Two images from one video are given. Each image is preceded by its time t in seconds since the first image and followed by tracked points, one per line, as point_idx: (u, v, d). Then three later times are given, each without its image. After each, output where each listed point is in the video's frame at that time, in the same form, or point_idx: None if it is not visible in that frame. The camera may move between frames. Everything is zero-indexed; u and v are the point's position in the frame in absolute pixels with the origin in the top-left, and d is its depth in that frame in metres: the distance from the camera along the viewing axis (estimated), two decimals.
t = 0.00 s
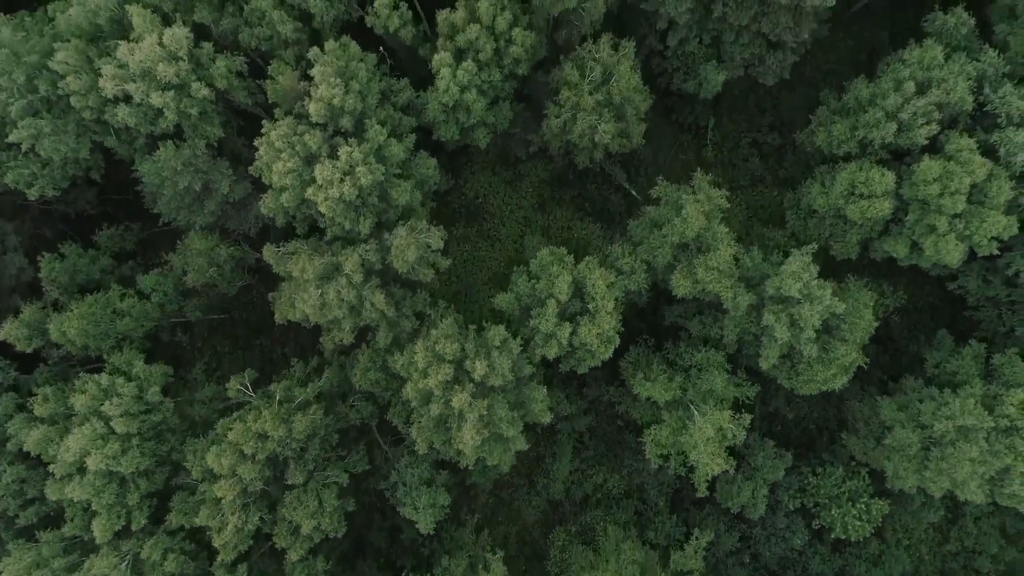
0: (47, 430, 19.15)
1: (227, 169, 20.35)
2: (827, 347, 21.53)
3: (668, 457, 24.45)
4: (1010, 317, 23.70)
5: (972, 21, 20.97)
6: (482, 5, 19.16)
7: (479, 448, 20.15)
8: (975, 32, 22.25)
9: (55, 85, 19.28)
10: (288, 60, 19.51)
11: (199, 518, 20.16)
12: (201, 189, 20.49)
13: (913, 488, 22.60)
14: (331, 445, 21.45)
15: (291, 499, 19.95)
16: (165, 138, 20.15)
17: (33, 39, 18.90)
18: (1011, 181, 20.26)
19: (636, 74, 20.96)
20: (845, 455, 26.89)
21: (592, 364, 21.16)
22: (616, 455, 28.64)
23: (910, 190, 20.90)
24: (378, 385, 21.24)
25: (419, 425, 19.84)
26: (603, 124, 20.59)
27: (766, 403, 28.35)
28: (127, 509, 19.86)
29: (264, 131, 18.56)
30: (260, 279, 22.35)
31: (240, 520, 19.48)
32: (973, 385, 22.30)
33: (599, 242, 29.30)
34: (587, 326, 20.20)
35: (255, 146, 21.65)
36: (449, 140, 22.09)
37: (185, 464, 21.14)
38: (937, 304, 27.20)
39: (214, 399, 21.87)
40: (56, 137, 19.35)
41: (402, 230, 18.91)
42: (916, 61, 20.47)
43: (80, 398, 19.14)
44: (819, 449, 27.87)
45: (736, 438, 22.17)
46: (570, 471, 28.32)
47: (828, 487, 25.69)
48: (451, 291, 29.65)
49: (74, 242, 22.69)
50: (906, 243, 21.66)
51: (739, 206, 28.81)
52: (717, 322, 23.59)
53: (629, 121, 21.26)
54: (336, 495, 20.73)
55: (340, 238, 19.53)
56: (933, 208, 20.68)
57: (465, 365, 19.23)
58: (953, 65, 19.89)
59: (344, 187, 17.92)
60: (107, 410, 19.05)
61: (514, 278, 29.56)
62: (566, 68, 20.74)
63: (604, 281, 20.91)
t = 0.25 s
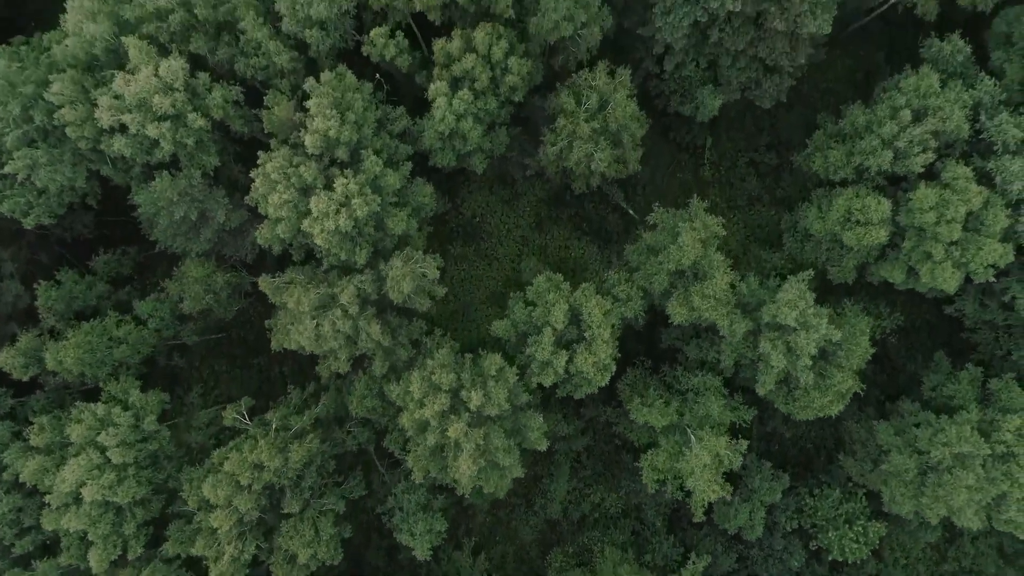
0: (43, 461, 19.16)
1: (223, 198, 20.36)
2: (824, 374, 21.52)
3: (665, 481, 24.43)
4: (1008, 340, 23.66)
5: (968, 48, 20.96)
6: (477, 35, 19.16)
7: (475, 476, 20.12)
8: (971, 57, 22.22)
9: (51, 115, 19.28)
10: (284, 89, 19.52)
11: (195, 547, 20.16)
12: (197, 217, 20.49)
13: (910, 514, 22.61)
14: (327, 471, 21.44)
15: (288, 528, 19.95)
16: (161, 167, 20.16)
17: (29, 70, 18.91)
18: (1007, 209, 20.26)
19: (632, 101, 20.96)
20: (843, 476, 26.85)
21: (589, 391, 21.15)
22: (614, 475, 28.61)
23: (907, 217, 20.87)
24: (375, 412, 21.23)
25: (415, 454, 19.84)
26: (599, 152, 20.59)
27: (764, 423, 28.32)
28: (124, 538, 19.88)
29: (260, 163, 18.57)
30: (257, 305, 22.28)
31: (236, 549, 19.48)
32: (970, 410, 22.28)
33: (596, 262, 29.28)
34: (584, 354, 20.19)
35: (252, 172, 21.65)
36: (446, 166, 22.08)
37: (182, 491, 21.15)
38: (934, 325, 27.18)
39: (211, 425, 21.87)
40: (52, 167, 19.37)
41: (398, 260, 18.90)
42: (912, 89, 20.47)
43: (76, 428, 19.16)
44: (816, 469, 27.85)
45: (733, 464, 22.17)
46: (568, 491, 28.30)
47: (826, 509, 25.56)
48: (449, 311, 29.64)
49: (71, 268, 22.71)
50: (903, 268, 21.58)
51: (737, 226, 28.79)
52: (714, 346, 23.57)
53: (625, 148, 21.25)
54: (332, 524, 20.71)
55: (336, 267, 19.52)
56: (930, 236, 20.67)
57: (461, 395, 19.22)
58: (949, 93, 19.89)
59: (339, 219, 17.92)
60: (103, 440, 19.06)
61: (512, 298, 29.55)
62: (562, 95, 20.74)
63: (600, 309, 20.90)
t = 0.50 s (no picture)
0: (39, 487, 19.19)
1: (220, 223, 20.39)
2: (821, 396, 21.51)
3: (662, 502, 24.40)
4: (1005, 361, 23.63)
5: (965, 72, 20.97)
6: (474, 62, 19.19)
7: (471, 501, 20.11)
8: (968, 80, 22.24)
9: (47, 141, 19.29)
10: (281, 115, 19.55)
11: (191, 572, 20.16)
12: (194, 243, 20.50)
13: (907, 536, 22.61)
14: (324, 495, 21.44)
15: (284, 553, 19.95)
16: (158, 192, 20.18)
17: (25, 96, 18.94)
18: (1004, 233, 20.26)
19: (629, 125, 20.99)
20: (841, 495, 26.80)
21: (585, 415, 21.14)
22: (612, 492, 28.56)
23: (903, 241, 20.87)
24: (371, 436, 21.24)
25: (412, 479, 19.85)
26: (596, 176, 20.61)
27: (762, 441, 28.29)
28: (120, 564, 19.89)
29: (256, 190, 18.59)
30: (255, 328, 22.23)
31: (232, 575, 19.48)
32: (968, 434, 22.21)
33: (594, 279, 29.29)
34: (580, 378, 20.20)
35: (249, 196, 21.67)
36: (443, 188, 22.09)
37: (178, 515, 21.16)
38: (931, 344, 27.19)
39: (208, 448, 21.89)
40: (48, 193, 19.38)
41: (395, 287, 18.91)
42: (909, 113, 20.50)
43: (73, 454, 19.19)
44: (814, 487, 27.82)
45: (730, 487, 22.18)
46: (565, 509, 28.27)
47: (824, 530, 25.45)
48: (447, 327, 29.67)
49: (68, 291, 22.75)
50: (900, 292, 21.58)
51: (735, 244, 28.80)
52: (711, 368, 23.56)
53: (622, 172, 21.27)
54: (329, 548, 20.70)
55: (332, 293, 19.53)
56: (926, 260, 20.67)
57: (457, 422, 19.22)
58: (945, 118, 19.91)
59: (336, 247, 17.93)
60: (99, 466, 19.08)
61: (510, 314, 29.57)
62: (559, 120, 20.78)
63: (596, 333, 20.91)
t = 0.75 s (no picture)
0: (36, 517, 19.18)
1: (216, 253, 20.41)
2: (818, 423, 21.51)
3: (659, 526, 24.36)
4: (1002, 385, 23.60)
5: (961, 98, 20.98)
6: (470, 92, 19.21)
7: (467, 530, 20.10)
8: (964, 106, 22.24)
9: (42, 171, 19.26)
10: (277, 145, 19.56)
11: None
12: (191, 271, 20.50)
13: (904, 561, 22.60)
14: (320, 522, 21.43)
15: None
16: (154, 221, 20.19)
17: (21, 127, 18.93)
18: (1000, 261, 20.26)
19: (625, 153, 21.00)
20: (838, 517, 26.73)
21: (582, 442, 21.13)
22: (609, 513, 28.50)
23: (900, 268, 20.88)
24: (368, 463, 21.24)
25: (408, 509, 19.84)
26: (592, 204, 20.63)
27: (759, 461, 28.28)
28: None
29: (253, 221, 18.60)
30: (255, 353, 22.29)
31: None
32: (965, 460, 22.20)
33: (592, 299, 29.29)
34: (577, 407, 20.20)
35: (246, 223, 21.67)
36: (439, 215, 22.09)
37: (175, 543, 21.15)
38: (929, 365, 27.20)
39: (204, 475, 21.88)
40: (44, 223, 19.37)
41: (391, 318, 18.92)
42: (905, 141, 20.51)
43: (69, 485, 19.19)
44: (812, 508, 27.81)
45: (727, 513, 22.16)
46: (563, 530, 28.25)
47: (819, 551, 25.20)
48: (446, 346, 29.68)
49: (65, 316, 22.74)
50: (896, 318, 21.58)
51: (732, 263, 28.80)
52: (708, 392, 23.54)
53: (618, 199, 21.28)
54: None
55: (329, 323, 19.54)
56: (922, 288, 20.67)
57: (454, 452, 19.22)
58: (942, 146, 19.93)
59: (332, 279, 17.93)
60: (95, 497, 19.08)
61: (509, 333, 29.58)
62: (555, 148, 20.80)
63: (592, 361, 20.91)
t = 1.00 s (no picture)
0: (32, 544, 19.18)
1: (213, 278, 20.43)
2: (815, 447, 21.51)
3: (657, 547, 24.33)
4: (999, 407, 23.56)
5: (958, 122, 20.98)
6: (466, 119, 19.22)
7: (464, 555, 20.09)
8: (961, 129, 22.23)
9: (39, 197, 19.25)
10: (274, 171, 19.58)
11: None
12: (187, 296, 20.49)
13: None
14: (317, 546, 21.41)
15: None
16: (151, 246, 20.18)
17: (18, 154, 18.94)
18: (996, 286, 20.29)
19: (622, 177, 21.02)
20: (835, 536, 26.60)
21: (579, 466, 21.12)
22: (607, 531, 28.36)
23: (896, 292, 20.87)
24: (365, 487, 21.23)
25: (405, 534, 19.83)
26: (589, 229, 20.64)
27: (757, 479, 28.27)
28: None
29: (249, 249, 18.60)
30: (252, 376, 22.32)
31: None
32: (962, 483, 22.20)
33: (590, 316, 29.28)
34: (574, 432, 20.20)
35: (243, 246, 21.68)
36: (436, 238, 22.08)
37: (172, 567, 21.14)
38: (926, 384, 27.20)
39: (201, 498, 21.86)
40: (41, 249, 19.37)
41: (387, 346, 18.93)
42: (902, 166, 20.53)
43: (66, 511, 19.19)
44: (810, 526, 27.79)
45: (723, 536, 22.14)
46: (560, 548, 28.22)
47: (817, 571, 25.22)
48: (444, 363, 29.67)
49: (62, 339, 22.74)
50: (893, 341, 21.58)
51: (730, 281, 28.79)
52: (705, 414, 23.53)
53: (615, 223, 21.28)
54: None
55: (326, 349, 19.54)
56: (919, 312, 20.67)
57: (450, 478, 19.22)
58: (939, 172, 19.93)
59: (328, 308, 17.93)
60: (92, 524, 19.08)
61: (507, 350, 29.57)
62: (552, 173, 20.81)
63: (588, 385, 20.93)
